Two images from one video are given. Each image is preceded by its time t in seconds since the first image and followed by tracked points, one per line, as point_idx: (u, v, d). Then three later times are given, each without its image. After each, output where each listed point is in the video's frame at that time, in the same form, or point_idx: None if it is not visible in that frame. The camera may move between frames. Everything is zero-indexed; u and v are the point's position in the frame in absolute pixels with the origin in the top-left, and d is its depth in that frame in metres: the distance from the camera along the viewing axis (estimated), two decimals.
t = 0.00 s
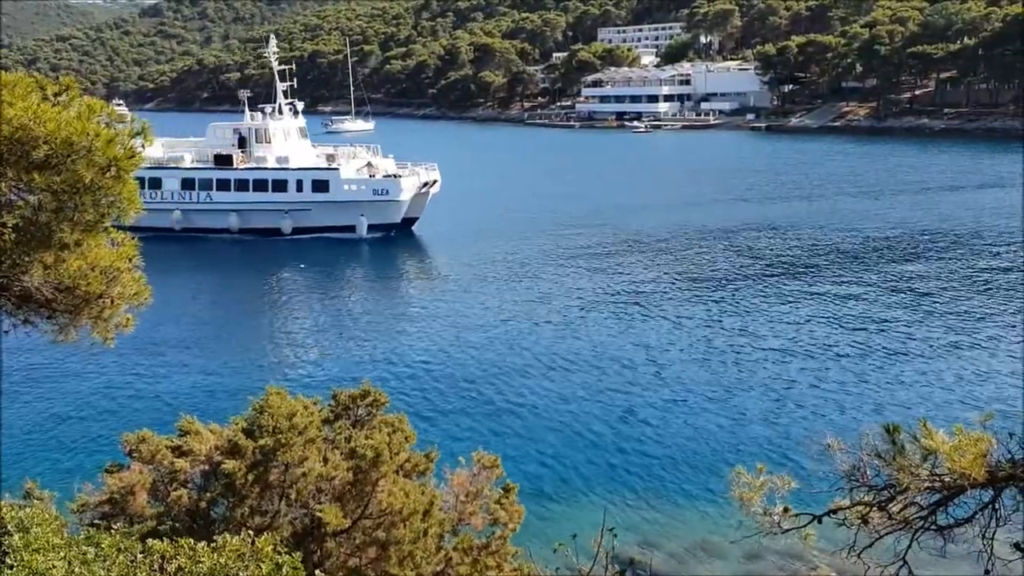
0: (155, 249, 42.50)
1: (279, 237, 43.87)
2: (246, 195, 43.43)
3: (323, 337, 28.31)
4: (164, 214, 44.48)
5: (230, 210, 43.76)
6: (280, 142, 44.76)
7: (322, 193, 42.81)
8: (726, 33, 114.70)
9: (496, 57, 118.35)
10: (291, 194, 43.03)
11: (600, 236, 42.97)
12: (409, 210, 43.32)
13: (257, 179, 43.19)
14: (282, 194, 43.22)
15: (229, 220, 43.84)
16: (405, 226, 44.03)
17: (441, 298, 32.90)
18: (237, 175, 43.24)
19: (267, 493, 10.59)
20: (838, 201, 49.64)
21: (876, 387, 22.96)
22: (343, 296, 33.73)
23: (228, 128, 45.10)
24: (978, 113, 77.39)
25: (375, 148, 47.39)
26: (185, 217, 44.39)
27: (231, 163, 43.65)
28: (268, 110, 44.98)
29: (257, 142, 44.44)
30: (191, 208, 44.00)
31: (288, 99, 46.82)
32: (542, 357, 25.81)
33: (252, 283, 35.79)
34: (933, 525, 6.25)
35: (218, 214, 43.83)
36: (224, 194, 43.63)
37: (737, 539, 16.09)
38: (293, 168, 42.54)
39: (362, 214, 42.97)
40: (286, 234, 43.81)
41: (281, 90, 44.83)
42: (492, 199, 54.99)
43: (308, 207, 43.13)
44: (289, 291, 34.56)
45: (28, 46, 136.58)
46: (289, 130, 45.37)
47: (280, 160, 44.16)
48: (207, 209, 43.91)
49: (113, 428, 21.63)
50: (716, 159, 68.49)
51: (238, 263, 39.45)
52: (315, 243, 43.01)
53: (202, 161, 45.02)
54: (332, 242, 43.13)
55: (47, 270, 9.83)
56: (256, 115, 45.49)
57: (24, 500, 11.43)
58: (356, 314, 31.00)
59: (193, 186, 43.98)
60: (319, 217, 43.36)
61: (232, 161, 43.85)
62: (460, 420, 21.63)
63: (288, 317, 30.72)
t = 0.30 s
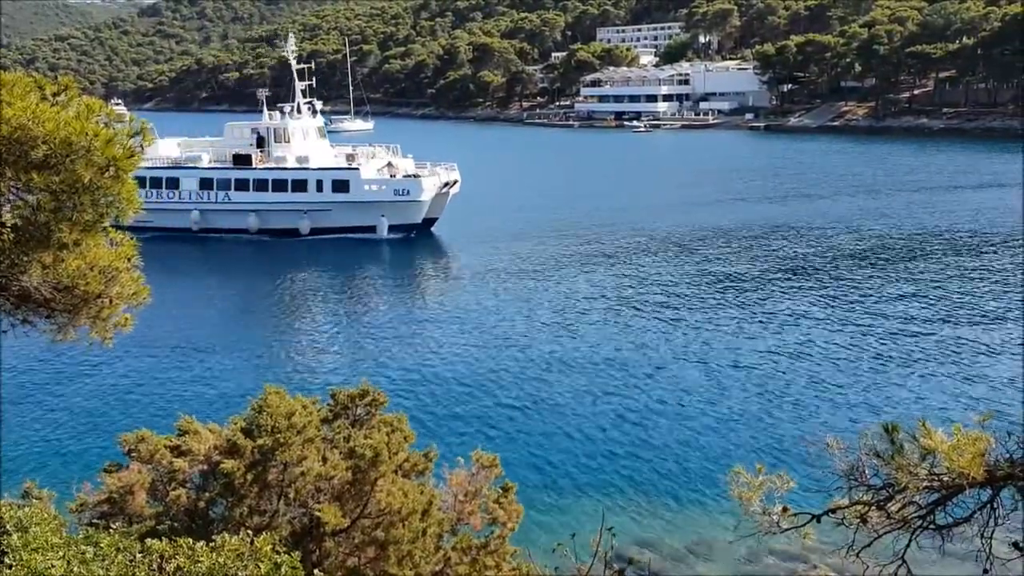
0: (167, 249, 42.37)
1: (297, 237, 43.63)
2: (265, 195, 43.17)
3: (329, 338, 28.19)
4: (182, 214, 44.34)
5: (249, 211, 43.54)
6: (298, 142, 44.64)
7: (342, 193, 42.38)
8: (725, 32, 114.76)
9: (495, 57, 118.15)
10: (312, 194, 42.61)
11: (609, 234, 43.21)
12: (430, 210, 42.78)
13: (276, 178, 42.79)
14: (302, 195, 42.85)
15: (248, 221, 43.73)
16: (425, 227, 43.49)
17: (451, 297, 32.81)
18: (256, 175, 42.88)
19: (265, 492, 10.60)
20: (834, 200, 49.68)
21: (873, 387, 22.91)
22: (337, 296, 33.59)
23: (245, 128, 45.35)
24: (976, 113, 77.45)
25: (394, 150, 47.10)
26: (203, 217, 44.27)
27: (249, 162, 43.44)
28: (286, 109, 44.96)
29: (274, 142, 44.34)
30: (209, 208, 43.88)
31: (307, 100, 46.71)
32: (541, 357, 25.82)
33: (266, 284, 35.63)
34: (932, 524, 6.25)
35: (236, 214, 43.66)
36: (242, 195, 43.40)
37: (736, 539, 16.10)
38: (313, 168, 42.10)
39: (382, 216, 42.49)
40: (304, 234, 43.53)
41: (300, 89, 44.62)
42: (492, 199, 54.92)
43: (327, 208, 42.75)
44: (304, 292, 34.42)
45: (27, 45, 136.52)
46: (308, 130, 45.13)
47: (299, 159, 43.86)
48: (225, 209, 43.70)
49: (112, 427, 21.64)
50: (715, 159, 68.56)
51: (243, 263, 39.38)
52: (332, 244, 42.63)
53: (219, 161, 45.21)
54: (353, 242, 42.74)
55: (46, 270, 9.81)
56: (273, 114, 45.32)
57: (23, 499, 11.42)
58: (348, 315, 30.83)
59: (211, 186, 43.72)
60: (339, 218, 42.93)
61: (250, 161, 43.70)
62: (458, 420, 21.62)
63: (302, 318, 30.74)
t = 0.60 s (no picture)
0: (183, 250, 42.20)
1: (317, 237, 43.42)
2: (283, 196, 42.98)
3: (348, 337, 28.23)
4: (201, 215, 44.04)
5: (269, 211, 43.35)
6: (318, 142, 44.17)
7: (363, 193, 42.18)
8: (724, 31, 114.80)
9: (494, 57, 118.27)
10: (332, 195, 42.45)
11: (608, 232, 43.21)
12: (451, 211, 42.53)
13: (296, 178, 42.60)
14: (322, 195, 42.68)
15: (268, 222, 43.47)
16: (446, 227, 43.21)
17: (460, 298, 32.81)
18: (276, 175, 42.68)
19: (266, 492, 10.59)
20: (833, 199, 49.65)
21: (871, 387, 22.87)
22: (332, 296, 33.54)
23: (264, 128, 45.04)
24: (976, 111, 77.50)
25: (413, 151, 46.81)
26: (221, 218, 43.94)
27: (269, 162, 43.03)
28: (306, 109, 44.61)
29: (294, 142, 43.86)
30: (229, 208, 43.65)
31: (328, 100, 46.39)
32: (543, 357, 25.76)
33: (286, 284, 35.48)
34: (931, 523, 6.27)
35: (256, 215, 43.48)
36: (263, 195, 43.20)
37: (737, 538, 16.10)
38: (333, 168, 41.94)
39: (403, 216, 42.36)
40: (324, 235, 43.31)
41: (321, 88, 44.28)
42: (493, 199, 54.76)
43: (348, 208, 42.52)
44: (323, 292, 34.23)
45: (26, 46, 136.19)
46: (327, 129, 44.72)
47: (319, 159, 43.62)
48: (244, 210, 43.55)
49: (112, 427, 21.60)
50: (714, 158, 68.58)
51: (253, 263, 39.31)
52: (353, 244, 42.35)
53: (238, 161, 44.93)
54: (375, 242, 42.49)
55: (46, 270, 9.82)
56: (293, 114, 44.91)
57: (24, 500, 11.41)
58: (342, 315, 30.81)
59: (230, 187, 43.52)
60: (360, 218, 42.73)
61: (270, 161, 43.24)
62: (460, 419, 21.61)
63: (323, 317, 30.71)
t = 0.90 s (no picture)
0: (187, 249, 42.09)
1: (338, 237, 42.86)
2: (303, 196, 42.40)
3: (376, 337, 28.05)
4: (220, 215, 43.80)
5: (288, 211, 42.86)
6: (337, 140, 43.76)
7: (385, 193, 41.41)
8: (723, 30, 114.82)
9: (492, 56, 118.24)
10: (353, 194, 41.76)
11: (600, 233, 42.92)
12: (473, 210, 41.77)
13: (316, 178, 41.96)
14: (343, 195, 42.01)
15: (287, 222, 43.01)
16: (468, 227, 42.46)
17: (485, 298, 32.48)
18: (295, 174, 42.13)
19: (265, 491, 10.60)
20: (832, 197, 49.68)
21: (867, 385, 22.92)
22: (323, 296, 33.29)
23: (283, 127, 44.43)
24: (975, 109, 77.56)
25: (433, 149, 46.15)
26: (241, 218, 43.59)
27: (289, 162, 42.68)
28: (326, 107, 44.01)
29: (314, 141, 43.50)
30: (247, 208, 43.26)
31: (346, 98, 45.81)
32: (545, 356, 25.70)
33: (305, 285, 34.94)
34: (929, 521, 6.30)
35: (276, 215, 43.01)
36: (282, 195, 42.70)
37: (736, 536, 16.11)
38: (354, 167, 41.26)
39: (425, 216, 41.59)
40: (345, 234, 42.73)
41: (339, 86, 43.85)
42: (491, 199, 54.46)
43: (370, 208, 41.81)
44: (342, 293, 33.76)
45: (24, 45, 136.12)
46: (348, 128, 44.26)
47: (339, 159, 43.05)
48: (265, 210, 43.10)
49: (111, 427, 21.58)
50: (712, 156, 68.66)
51: (260, 263, 39.06)
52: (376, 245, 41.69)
53: (257, 161, 44.44)
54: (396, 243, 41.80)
55: (44, 269, 9.81)
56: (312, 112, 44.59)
57: (23, 500, 11.40)
58: (323, 316, 30.57)
59: (250, 187, 43.11)
60: (381, 218, 42.01)
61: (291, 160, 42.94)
62: (462, 418, 21.59)
63: (346, 314, 30.66)
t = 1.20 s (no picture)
0: (187, 249, 42.01)
1: (357, 237, 42.59)
2: (321, 196, 42.11)
3: (393, 337, 27.84)
4: (238, 215, 43.53)
5: (306, 211, 42.54)
6: (355, 140, 43.54)
7: (403, 193, 41.24)
8: (721, 29, 114.78)
9: (490, 55, 117.59)
10: (372, 194, 41.52)
11: (605, 232, 42.81)
12: (492, 210, 41.62)
13: (334, 178, 41.74)
14: (361, 195, 41.83)
15: (305, 222, 42.72)
16: (486, 227, 42.30)
17: (501, 298, 32.17)
18: (313, 174, 41.88)
19: (263, 490, 10.60)
20: (832, 196, 49.65)
21: (866, 383, 22.90)
22: (328, 296, 33.09)
23: (300, 126, 44.20)
24: (973, 108, 77.63)
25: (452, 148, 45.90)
26: (258, 218, 43.34)
27: (307, 161, 42.51)
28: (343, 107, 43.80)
29: (331, 140, 43.31)
30: (265, 208, 43.02)
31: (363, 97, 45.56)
32: (548, 356, 25.60)
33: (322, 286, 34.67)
34: (928, 520, 6.33)
35: (294, 215, 42.72)
36: (300, 195, 42.40)
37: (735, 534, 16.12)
38: (373, 167, 41.06)
39: (445, 216, 41.41)
40: (364, 235, 42.45)
41: (356, 85, 43.67)
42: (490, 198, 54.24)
43: (388, 208, 41.61)
44: (364, 293, 33.51)
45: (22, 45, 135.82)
46: (365, 127, 44.03)
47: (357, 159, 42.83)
48: (283, 211, 42.81)
49: (110, 427, 21.57)
50: (711, 155, 68.71)
51: (276, 263, 38.79)
52: (396, 245, 41.44)
53: (274, 161, 44.23)
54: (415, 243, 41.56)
55: (42, 269, 9.79)
56: (330, 112, 44.43)
57: (21, 500, 11.37)
58: (322, 315, 30.47)
59: (267, 187, 42.88)
60: (400, 218, 41.81)
61: (309, 160, 42.81)
62: (462, 417, 21.59)
63: (360, 314, 30.53)
